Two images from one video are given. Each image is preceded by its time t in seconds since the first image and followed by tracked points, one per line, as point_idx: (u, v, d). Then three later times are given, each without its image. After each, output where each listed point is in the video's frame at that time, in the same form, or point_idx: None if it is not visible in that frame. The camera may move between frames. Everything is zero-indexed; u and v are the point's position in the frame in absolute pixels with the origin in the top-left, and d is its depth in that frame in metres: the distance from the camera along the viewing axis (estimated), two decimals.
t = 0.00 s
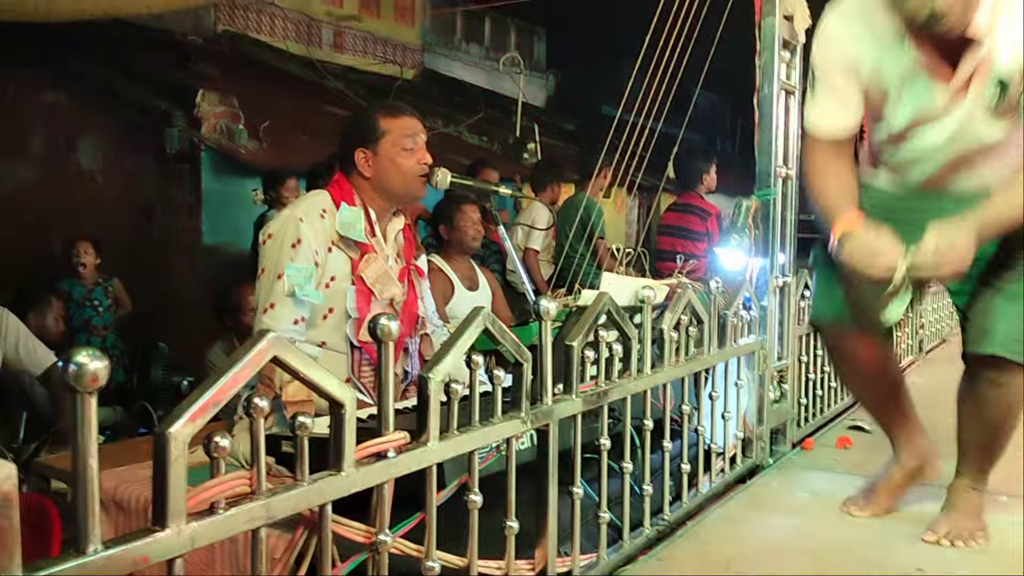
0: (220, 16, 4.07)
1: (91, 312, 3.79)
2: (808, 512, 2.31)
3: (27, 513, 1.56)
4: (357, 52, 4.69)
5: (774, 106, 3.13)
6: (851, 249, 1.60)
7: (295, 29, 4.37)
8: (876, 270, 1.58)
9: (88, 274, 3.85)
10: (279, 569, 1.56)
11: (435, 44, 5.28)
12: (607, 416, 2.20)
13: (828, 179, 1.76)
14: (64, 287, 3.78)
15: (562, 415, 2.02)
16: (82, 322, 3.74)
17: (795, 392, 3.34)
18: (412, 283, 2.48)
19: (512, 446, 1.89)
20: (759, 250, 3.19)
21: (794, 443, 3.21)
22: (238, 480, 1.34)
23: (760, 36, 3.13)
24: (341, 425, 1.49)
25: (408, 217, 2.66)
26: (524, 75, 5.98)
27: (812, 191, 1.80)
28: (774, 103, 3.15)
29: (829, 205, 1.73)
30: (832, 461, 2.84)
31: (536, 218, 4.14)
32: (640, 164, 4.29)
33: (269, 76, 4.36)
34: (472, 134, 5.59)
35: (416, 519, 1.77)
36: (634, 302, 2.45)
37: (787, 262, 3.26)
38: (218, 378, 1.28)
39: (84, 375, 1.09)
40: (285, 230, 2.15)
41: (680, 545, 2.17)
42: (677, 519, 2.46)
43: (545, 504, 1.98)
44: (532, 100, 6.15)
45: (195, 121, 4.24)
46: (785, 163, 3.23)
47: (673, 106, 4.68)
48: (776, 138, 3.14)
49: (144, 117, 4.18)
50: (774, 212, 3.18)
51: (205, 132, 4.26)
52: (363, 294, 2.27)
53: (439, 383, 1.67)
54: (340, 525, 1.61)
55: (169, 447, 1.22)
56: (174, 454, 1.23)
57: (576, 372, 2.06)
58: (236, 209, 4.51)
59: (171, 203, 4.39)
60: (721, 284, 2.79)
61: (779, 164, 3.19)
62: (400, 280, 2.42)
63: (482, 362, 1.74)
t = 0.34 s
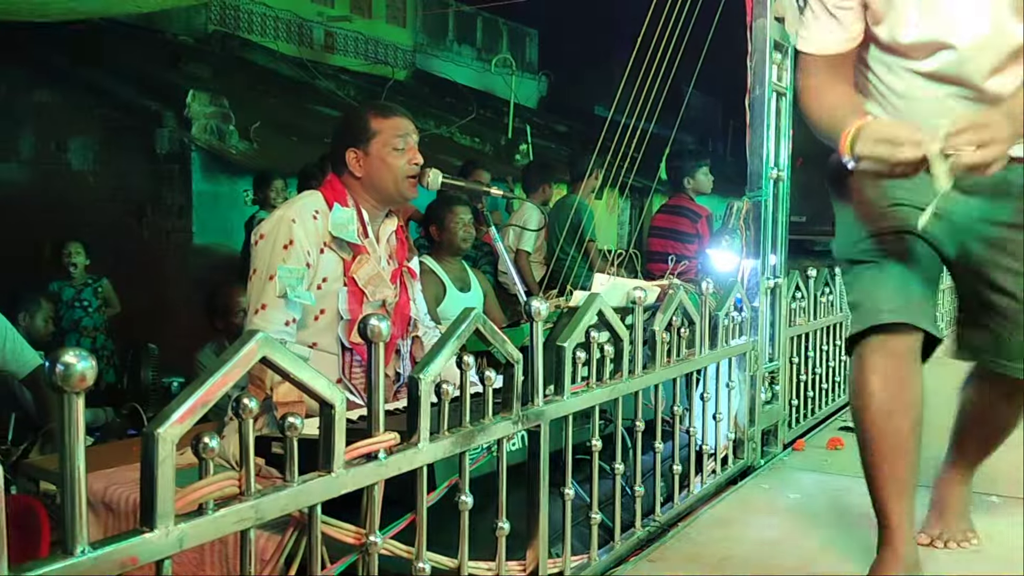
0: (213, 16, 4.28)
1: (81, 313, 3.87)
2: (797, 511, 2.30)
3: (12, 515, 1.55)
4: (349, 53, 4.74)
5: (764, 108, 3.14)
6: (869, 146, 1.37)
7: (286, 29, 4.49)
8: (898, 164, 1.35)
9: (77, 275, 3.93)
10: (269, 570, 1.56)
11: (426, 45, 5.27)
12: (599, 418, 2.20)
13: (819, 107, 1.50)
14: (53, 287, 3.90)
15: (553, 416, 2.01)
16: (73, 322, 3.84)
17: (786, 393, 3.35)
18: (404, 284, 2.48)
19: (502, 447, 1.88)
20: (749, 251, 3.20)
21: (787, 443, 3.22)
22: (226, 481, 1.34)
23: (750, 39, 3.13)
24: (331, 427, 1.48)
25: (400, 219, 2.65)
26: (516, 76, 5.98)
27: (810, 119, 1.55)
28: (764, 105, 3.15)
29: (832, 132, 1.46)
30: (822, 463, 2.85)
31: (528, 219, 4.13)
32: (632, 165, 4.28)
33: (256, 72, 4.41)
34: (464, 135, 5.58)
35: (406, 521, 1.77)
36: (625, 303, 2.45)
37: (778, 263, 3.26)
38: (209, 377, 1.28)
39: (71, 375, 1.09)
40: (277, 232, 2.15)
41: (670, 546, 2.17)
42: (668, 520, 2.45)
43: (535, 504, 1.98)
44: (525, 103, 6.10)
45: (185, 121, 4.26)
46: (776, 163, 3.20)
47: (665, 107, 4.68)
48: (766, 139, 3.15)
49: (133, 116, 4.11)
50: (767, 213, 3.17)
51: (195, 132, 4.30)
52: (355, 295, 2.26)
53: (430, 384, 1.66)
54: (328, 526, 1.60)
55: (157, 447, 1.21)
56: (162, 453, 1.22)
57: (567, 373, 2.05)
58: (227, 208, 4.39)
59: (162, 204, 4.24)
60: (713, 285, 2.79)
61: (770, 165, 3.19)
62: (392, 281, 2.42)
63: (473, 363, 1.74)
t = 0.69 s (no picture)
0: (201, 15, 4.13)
1: (69, 313, 3.79)
2: (786, 511, 2.31)
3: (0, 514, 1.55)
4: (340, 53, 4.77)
5: (755, 109, 3.14)
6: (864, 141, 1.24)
7: (276, 28, 4.45)
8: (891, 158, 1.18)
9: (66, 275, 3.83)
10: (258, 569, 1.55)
11: (417, 44, 5.25)
12: (589, 418, 2.20)
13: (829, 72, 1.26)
14: (41, 287, 3.79)
15: (542, 415, 2.01)
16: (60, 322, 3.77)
17: (775, 393, 3.36)
18: (394, 283, 2.47)
19: (492, 447, 1.88)
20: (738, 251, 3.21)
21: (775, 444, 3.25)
22: (215, 480, 1.32)
23: (741, 40, 3.14)
24: (320, 426, 1.47)
25: (389, 218, 2.65)
26: (506, 76, 5.97)
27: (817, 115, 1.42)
28: (755, 106, 3.15)
29: (839, 107, 1.23)
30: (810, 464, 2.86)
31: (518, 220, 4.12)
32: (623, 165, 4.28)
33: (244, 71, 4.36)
34: (454, 135, 5.58)
35: (396, 521, 1.76)
36: (615, 303, 2.45)
37: (767, 264, 3.27)
38: (197, 376, 1.27)
39: (59, 374, 1.08)
40: (266, 231, 2.13)
41: (659, 546, 2.17)
42: (657, 520, 2.45)
43: (525, 504, 1.98)
44: (513, 103, 6.08)
45: (173, 119, 4.24)
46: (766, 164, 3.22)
47: (654, 107, 4.69)
48: (757, 140, 3.15)
49: (122, 115, 4.08)
50: (755, 214, 3.18)
51: (184, 131, 4.27)
52: (345, 295, 2.26)
53: (419, 384, 1.65)
54: (318, 526, 1.60)
55: (145, 447, 1.20)
56: (151, 453, 1.21)
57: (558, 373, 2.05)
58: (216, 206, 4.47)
59: (151, 203, 4.25)
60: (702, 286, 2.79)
61: (760, 166, 3.19)
62: (382, 281, 2.41)
63: (463, 363, 1.74)
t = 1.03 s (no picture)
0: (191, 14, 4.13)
1: (59, 313, 3.79)
2: (777, 511, 2.32)
3: None
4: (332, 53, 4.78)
5: (746, 110, 3.14)
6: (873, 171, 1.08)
7: (267, 28, 4.48)
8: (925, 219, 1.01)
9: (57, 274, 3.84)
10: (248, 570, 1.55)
11: (408, 44, 5.25)
12: (580, 418, 2.20)
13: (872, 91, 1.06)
14: (31, 286, 3.80)
15: (533, 416, 2.01)
16: (50, 323, 3.77)
17: (765, 393, 3.36)
18: (384, 284, 2.47)
19: (483, 448, 1.88)
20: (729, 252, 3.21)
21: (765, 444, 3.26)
22: (205, 481, 1.32)
23: (731, 41, 3.14)
24: (311, 426, 1.47)
25: (379, 219, 2.64)
26: (497, 76, 5.97)
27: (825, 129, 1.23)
28: (746, 106, 3.16)
29: (878, 143, 1.02)
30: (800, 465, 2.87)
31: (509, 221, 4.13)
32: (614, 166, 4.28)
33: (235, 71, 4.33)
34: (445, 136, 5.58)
35: (386, 522, 1.75)
36: (605, 304, 2.46)
37: (758, 265, 3.27)
38: (186, 377, 1.26)
39: (48, 374, 1.07)
40: (254, 231, 2.13)
41: (651, 547, 2.18)
42: (648, 521, 2.46)
43: (516, 504, 1.98)
44: (504, 103, 6.07)
45: (164, 118, 4.18)
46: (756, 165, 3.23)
47: (645, 107, 4.70)
48: (747, 141, 3.15)
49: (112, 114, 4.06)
50: (746, 215, 3.19)
51: (175, 130, 4.22)
52: (335, 296, 2.26)
53: (410, 384, 1.65)
54: (308, 526, 1.60)
55: (135, 448, 1.19)
56: (140, 454, 1.20)
57: (548, 373, 2.05)
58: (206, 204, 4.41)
59: (141, 203, 4.21)
60: (693, 286, 2.80)
61: (750, 167, 3.20)
62: (372, 281, 2.41)
63: (453, 363, 1.73)
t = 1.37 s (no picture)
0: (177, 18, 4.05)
1: (46, 319, 3.79)
2: (765, 515, 2.33)
3: None
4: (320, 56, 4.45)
5: (734, 116, 3.15)
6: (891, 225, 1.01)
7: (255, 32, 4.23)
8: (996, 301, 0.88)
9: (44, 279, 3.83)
10: None
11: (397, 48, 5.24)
12: (569, 424, 2.20)
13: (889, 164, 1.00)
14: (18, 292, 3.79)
15: (523, 421, 2.01)
16: (37, 329, 3.76)
17: (754, 398, 3.38)
18: (372, 289, 2.46)
19: (473, 454, 1.88)
20: (718, 257, 3.22)
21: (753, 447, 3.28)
22: (195, 489, 1.31)
23: (719, 47, 3.14)
24: (299, 433, 1.46)
25: (368, 224, 2.63)
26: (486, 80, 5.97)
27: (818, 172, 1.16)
28: (734, 112, 3.16)
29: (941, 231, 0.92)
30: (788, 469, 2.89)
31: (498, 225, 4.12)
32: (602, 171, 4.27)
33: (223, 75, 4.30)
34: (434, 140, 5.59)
35: (375, 529, 1.75)
36: (595, 309, 2.46)
37: (746, 269, 3.27)
38: (174, 385, 1.25)
39: (36, 383, 1.07)
40: (242, 237, 2.12)
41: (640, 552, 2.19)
42: (637, 526, 2.46)
43: (505, 510, 1.98)
44: (492, 108, 6.05)
45: (152, 125, 4.19)
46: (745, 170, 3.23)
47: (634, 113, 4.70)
48: (735, 147, 3.16)
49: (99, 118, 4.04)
50: (735, 220, 3.21)
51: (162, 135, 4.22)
52: (323, 301, 2.25)
53: (400, 391, 1.64)
54: (296, 533, 1.59)
55: (123, 456, 1.19)
56: (128, 461, 1.20)
57: (538, 378, 2.05)
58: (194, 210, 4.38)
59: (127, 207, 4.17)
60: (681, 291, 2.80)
61: (739, 173, 3.20)
62: (360, 287, 2.40)
63: (442, 369, 1.73)
